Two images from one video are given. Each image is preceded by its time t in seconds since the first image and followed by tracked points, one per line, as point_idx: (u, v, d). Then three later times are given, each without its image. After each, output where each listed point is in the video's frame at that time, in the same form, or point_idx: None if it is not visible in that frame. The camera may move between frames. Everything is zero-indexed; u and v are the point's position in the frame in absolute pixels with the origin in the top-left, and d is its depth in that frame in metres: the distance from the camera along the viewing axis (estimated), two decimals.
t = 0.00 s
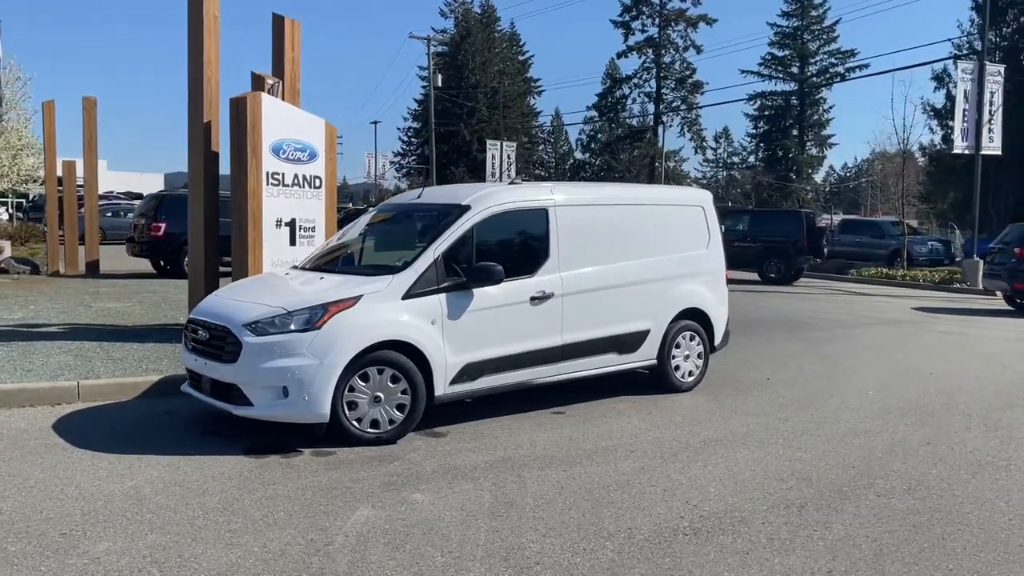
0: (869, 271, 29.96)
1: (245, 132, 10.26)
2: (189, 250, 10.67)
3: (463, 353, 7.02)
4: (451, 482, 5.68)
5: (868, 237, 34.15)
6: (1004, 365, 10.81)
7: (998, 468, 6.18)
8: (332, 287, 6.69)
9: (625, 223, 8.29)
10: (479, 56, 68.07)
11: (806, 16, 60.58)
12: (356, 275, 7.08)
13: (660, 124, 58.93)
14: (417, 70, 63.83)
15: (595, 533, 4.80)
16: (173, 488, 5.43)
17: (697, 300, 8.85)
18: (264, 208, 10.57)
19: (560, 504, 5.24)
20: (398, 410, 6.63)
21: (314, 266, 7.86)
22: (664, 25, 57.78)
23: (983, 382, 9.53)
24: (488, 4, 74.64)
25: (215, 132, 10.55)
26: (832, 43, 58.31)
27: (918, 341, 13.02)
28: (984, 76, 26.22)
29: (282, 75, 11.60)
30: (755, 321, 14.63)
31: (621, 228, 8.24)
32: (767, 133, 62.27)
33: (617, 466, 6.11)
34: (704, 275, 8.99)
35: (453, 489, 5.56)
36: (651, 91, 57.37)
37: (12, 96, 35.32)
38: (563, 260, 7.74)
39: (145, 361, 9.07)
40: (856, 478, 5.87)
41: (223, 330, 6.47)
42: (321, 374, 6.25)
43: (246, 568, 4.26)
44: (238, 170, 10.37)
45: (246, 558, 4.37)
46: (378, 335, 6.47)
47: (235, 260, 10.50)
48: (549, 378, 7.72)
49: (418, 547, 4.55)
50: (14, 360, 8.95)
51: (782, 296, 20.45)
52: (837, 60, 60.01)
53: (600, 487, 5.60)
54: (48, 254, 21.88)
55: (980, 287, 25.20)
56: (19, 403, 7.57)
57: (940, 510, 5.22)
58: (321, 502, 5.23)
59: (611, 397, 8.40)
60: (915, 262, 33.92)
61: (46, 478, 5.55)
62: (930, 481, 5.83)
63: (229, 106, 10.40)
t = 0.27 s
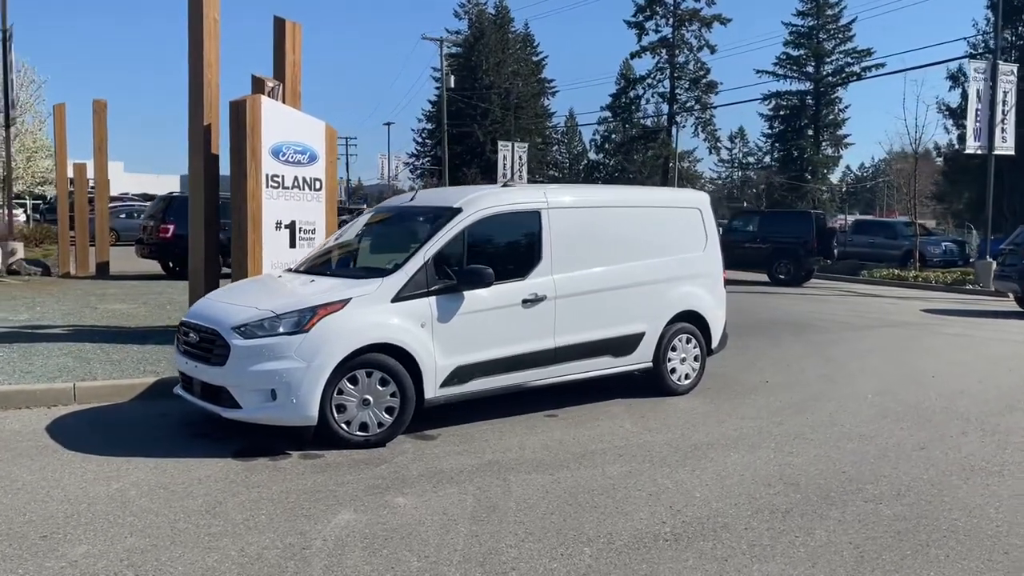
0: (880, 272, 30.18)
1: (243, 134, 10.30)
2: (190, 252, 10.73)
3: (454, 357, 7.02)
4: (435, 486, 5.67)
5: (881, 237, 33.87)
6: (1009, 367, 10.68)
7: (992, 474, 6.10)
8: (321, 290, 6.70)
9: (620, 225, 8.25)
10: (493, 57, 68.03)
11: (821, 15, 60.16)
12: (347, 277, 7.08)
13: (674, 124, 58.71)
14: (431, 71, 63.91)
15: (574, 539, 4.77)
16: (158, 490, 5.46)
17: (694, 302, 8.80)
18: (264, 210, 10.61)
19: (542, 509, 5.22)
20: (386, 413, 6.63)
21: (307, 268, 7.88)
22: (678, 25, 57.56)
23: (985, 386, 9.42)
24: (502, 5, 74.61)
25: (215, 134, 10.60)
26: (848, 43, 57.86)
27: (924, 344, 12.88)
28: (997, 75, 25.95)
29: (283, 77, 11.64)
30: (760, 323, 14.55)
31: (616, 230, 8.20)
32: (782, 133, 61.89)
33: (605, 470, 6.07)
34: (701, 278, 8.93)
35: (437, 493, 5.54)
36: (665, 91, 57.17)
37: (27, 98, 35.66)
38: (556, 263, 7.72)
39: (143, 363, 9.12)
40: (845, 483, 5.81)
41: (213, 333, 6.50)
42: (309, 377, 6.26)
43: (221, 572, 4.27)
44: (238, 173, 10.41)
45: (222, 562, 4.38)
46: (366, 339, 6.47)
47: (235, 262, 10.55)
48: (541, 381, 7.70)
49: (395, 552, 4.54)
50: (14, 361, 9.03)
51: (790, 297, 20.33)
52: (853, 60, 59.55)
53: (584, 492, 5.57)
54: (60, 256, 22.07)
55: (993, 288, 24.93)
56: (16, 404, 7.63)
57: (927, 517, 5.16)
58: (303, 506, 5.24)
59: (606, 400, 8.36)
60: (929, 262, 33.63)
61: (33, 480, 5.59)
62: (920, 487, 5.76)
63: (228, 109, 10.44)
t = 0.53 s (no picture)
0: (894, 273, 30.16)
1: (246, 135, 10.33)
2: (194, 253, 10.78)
3: (449, 357, 7.00)
4: (425, 488, 5.66)
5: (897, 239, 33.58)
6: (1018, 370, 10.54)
7: (991, 478, 6.02)
8: (316, 291, 6.71)
9: (618, 225, 8.21)
10: (508, 58, 68.00)
11: (839, 14, 59.73)
12: (343, 278, 7.08)
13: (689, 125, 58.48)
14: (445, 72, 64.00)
15: (560, 542, 4.75)
16: (148, 490, 5.47)
17: (694, 304, 8.74)
18: (267, 211, 10.65)
19: (531, 511, 5.20)
20: (381, 414, 6.63)
21: (305, 268, 7.89)
22: (694, 25, 57.33)
23: (991, 389, 9.30)
24: (517, 6, 74.60)
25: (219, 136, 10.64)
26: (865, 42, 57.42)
27: (933, 345, 12.75)
28: (1013, 75, 25.69)
29: (288, 79, 11.69)
30: (768, 324, 14.45)
31: (615, 231, 8.16)
32: (798, 133, 61.50)
33: (598, 473, 6.04)
34: (702, 279, 8.88)
35: (426, 494, 5.53)
36: (680, 92, 56.98)
37: (42, 100, 35.96)
38: (553, 264, 7.69)
39: (145, 363, 9.17)
40: (839, 487, 5.74)
41: (208, 334, 6.52)
42: (302, 378, 6.27)
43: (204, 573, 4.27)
44: (241, 173, 10.44)
45: (206, 563, 4.38)
46: (360, 339, 6.47)
47: (238, 262, 10.59)
48: (539, 382, 7.68)
49: (379, 554, 4.53)
50: (18, 361, 9.10)
51: (801, 298, 20.19)
52: (870, 60, 59.10)
53: (575, 494, 5.54)
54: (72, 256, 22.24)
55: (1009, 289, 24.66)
56: (18, 404, 7.69)
57: (920, 522, 5.09)
58: (292, 507, 5.24)
59: (605, 401, 8.33)
60: (945, 264, 33.30)
61: (25, 480, 5.63)
62: (915, 490, 5.69)
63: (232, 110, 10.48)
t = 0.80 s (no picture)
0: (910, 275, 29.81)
1: (250, 136, 10.32)
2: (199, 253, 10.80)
3: (446, 358, 6.96)
4: (418, 489, 5.60)
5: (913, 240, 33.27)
6: None
7: (996, 482, 5.89)
8: (312, 291, 6.68)
9: (620, 225, 8.13)
10: (523, 60, 67.94)
11: (857, 14, 59.26)
12: (341, 278, 7.06)
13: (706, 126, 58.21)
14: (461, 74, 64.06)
15: (549, 545, 4.68)
16: (139, 491, 5.45)
17: (698, 304, 8.64)
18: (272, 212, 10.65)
19: (522, 514, 5.14)
20: (376, 415, 6.59)
21: (304, 268, 7.86)
22: (710, 26, 57.08)
23: (1002, 392, 9.14)
24: (533, 8, 74.58)
25: (223, 137, 10.65)
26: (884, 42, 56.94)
27: (946, 348, 12.57)
28: None
29: (293, 79, 11.69)
30: (778, 326, 14.30)
31: (615, 231, 8.08)
32: (816, 134, 61.07)
33: (594, 476, 5.97)
34: (706, 280, 8.77)
35: (418, 496, 5.48)
36: (696, 93, 56.73)
37: (60, 103, 36.30)
38: (552, 264, 7.63)
39: (147, 363, 9.18)
40: (839, 491, 5.65)
41: (204, 334, 6.51)
42: (296, 378, 6.24)
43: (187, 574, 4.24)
44: (245, 174, 10.45)
45: (189, 564, 4.34)
46: (355, 340, 6.43)
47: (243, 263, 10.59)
48: (538, 383, 7.61)
49: (365, 557, 4.47)
50: (21, 361, 9.12)
51: (814, 300, 20.01)
52: (889, 60, 58.61)
53: (568, 497, 5.48)
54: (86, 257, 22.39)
55: None
56: (19, 404, 7.71)
57: (918, 527, 4.98)
58: (281, 508, 5.20)
59: (607, 403, 8.24)
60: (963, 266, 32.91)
61: (17, 479, 5.62)
62: (916, 495, 5.58)
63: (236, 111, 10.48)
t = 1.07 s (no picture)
0: (929, 275, 29.46)
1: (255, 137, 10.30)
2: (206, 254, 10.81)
3: (444, 359, 6.90)
4: (410, 491, 5.55)
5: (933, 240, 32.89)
6: None
7: (1001, 487, 5.76)
8: (309, 291, 6.65)
9: (622, 224, 8.04)
10: (540, 60, 67.85)
11: (878, 13, 58.67)
12: (339, 278, 7.02)
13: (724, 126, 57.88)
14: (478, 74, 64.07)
15: (537, 549, 4.62)
16: (131, 491, 5.43)
17: (702, 305, 8.54)
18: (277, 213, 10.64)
19: (513, 517, 5.08)
20: (372, 415, 6.55)
21: (305, 268, 7.84)
22: (729, 25, 56.73)
23: (1014, 395, 8.97)
24: (551, 8, 74.48)
25: (229, 138, 10.67)
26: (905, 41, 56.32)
27: (960, 350, 12.36)
28: None
29: (300, 79, 11.68)
30: (791, 327, 14.14)
31: (617, 230, 8.00)
32: (835, 134, 60.55)
33: (591, 478, 5.90)
34: (711, 280, 8.66)
35: (409, 498, 5.42)
36: (714, 93, 56.40)
37: (79, 105, 36.61)
38: (553, 264, 7.56)
39: (151, 364, 9.20)
40: (839, 495, 5.54)
41: (200, 334, 6.50)
42: (291, 379, 6.21)
43: None
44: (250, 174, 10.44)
45: (174, 566, 4.32)
46: (351, 340, 6.40)
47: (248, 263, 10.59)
48: (538, 385, 7.54)
49: (351, 560, 4.43)
50: (26, 361, 9.17)
51: (829, 301, 19.80)
52: (911, 58, 57.97)
53: (561, 500, 5.41)
54: (101, 257, 22.55)
55: None
56: (22, 403, 7.74)
57: (918, 532, 4.87)
58: (271, 510, 5.17)
59: (609, 404, 8.16)
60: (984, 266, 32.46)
61: (11, 479, 5.63)
62: (918, 500, 5.45)
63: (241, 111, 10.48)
